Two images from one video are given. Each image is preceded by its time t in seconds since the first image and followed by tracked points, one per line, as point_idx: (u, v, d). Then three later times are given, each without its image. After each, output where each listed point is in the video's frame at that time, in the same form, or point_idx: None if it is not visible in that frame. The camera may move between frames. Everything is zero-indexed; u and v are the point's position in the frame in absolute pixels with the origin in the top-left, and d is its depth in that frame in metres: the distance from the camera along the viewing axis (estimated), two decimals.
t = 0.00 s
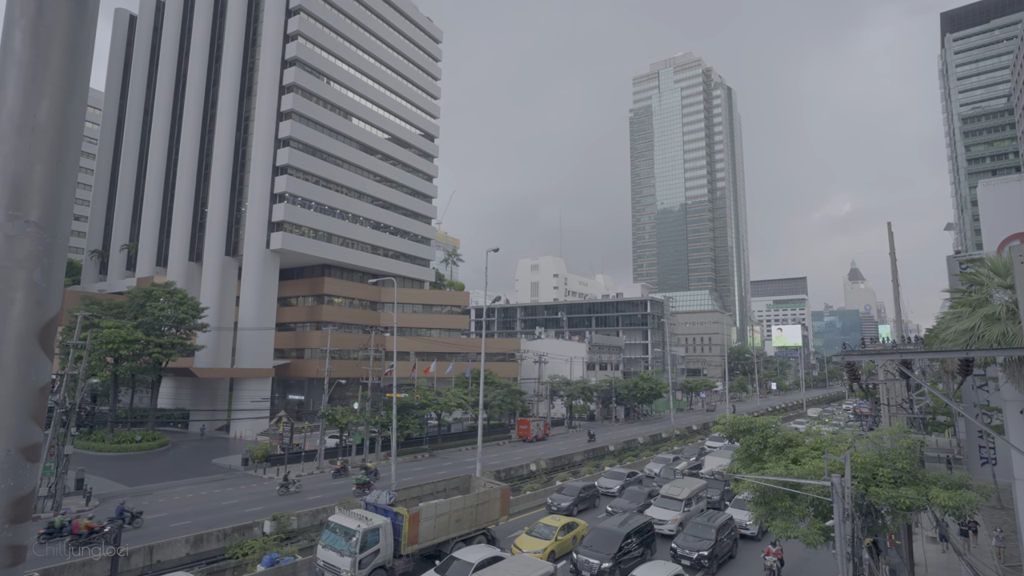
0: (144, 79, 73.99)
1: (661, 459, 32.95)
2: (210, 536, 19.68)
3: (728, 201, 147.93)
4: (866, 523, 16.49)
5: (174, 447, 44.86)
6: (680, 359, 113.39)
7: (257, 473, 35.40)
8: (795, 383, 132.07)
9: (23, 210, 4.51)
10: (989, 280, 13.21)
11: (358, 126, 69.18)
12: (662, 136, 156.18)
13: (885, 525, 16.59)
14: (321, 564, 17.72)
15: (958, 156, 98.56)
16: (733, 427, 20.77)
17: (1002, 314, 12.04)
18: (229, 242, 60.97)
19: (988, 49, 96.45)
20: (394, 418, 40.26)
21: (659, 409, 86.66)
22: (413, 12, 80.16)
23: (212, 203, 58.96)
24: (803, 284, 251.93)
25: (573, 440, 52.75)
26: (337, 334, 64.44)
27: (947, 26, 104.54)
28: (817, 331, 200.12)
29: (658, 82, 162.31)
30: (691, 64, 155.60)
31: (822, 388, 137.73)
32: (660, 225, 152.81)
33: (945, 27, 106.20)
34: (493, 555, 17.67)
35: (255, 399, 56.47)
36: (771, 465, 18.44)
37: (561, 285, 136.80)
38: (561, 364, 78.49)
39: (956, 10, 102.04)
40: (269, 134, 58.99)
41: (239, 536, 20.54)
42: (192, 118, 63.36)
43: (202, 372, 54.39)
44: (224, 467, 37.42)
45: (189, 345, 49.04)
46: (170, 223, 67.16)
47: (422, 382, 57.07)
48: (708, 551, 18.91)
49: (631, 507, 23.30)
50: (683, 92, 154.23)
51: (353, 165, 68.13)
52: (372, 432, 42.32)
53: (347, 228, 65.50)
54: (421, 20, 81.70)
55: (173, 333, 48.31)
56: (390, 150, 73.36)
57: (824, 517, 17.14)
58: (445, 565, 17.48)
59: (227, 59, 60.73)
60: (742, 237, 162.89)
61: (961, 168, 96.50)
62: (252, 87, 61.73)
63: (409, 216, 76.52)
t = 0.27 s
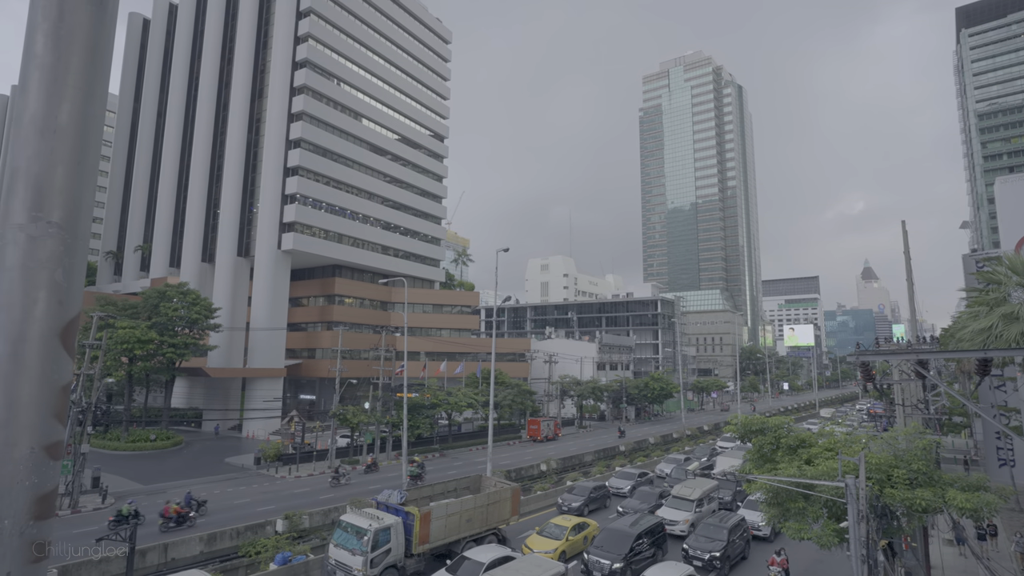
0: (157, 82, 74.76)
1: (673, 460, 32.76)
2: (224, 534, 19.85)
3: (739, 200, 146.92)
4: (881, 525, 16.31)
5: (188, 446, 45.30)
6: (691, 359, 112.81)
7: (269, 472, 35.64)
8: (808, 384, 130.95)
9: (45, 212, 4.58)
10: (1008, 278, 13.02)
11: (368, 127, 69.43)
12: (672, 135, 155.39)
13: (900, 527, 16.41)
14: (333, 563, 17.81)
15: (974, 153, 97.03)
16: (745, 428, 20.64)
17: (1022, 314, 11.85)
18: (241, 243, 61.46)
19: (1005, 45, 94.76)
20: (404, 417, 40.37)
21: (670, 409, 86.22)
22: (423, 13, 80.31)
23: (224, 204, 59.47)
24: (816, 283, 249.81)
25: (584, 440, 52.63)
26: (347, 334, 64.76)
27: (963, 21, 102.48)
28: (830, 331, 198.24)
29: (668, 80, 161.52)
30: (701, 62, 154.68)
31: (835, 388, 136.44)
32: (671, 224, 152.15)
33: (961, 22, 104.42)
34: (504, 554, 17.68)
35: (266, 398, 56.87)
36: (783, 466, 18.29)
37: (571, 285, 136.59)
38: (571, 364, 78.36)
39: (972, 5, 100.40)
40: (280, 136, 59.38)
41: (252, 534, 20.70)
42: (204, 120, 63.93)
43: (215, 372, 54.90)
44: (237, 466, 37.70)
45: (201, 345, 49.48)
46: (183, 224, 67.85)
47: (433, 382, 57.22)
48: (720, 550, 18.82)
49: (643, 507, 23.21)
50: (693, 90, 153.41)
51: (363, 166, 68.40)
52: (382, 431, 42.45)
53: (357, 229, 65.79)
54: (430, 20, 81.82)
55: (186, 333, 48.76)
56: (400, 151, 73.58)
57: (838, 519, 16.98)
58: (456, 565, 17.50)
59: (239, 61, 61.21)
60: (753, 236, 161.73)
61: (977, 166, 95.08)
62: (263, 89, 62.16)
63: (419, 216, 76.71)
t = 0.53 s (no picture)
0: (177, 86, 75.93)
1: (690, 461, 32.49)
2: (244, 532, 20.13)
3: (756, 198, 145.42)
4: (905, 528, 16.00)
5: (208, 445, 45.96)
6: (708, 359, 111.96)
7: (288, 471, 36.03)
8: (827, 384, 129.18)
9: (78, 215, 4.66)
10: None
11: (384, 128, 69.85)
12: (688, 133, 154.33)
13: (925, 530, 16.10)
14: (351, 561, 17.93)
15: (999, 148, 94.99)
16: (763, 429, 20.44)
17: None
18: (259, 244, 62.21)
19: None
20: (420, 417, 40.57)
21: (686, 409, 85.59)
22: (437, 14, 80.60)
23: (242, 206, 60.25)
24: (835, 282, 246.45)
25: (600, 440, 52.46)
26: (364, 335, 65.21)
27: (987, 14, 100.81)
28: (850, 330, 195.38)
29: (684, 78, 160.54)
30: (717, 60, 153.49)
31: (856, 389, 134.46)
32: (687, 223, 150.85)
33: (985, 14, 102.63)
34: (521, 555, 17.69)
35: (284, 398, 57.49)
36: (803, 467, 18.07)
37: (587, 285, 136.24)
38: (587, 364, 78.21)
39: None
40: (297, 138, 60.00)
41: (271, 532, 20.93)
42: (223, 124, 64.82)
43: (234, 371, 55.66)
44: (256, 465, 38.14)
45: (221, 346, 50.13)
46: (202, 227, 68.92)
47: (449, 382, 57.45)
48: (738, 551, 18.64)
49: (660, 509, 23.05)
50: (709, 88, 152.08)
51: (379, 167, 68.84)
52: (399, 431, 42.66)
53: (373, 230, 66.24)
54: (444, 22, 82.04)
55: (206, 333, 49.43)
56: (415, 152, 73.92)
57: (859, 521, 16.73)
58: (473, 564, 17.53)
59: (257, 65, 61.99)
60: (771, 234, 159.95)
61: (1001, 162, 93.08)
62: (280, 92, 62.82)
63: (434, 217, 77.03)
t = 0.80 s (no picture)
0: (204, 92, 77.62)
1: (716, 462, 32.11)
2: (271, 530, 20.44)
3: (781, 196, 142.99)
4: (941, 533, 15.58)
5: (236, 444, 46.86)
6: (733, 359, 110.47)
7: (314, 470, 36.57)
8: (856, 384, 126.46)
9: (121, 219, 4.80)
10: None
11: (406, 130, 70.42)
12: (710, 131, 152.48)
13: (961, 536, 15.67)
14: (376, 559, 18.11)
15: None
16: (792, 430, 20.11)
17: None
18: (285, 246, 63.23)
19: None
20: (444, 417, 40.83)
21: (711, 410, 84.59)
22: (458, 16, 80.96)
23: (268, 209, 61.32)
24: (865, 281, 240.90)
25: (624, 441, 52.11)
26: (388, 335, 65.82)
27: None
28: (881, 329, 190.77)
29: (706, 75, 158.70)
30: (740, 55, 151.37)
31: (886, 389, 131.23)
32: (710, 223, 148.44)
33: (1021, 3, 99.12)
34: (545, 555, 17.68)
35: (310, 398, 58.35)
36: (833, 470, 17.73)
37: (609, 285, 135.58)
38: (609, 364, 77.77)
39: None
40: (321, 141, 60.84)
41: (298, 530, 21.25)
42: (249, 128, 66.08)
43: (261, 372, 56.71)
44: (284, 464, 38.79)
45: (248, 346, 51.03)
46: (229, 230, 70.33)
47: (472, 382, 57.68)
48: (765, 554, 18.39)
49: (685, 510, 22.85)
50: (732, 85, 150.07)
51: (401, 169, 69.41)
52: (423, 431, 42.97)
53: (396, 231, 66.81)
54: (465, 23, 82.39)
55: (234, 334, 50.41)
56: (437, 154, 74.38)
57: (892, 525, 16.35)
58: (497, 564, 17.58)
59: (281, 70, 63.08)
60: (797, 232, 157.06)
61: None
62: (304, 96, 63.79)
63: (456, 218, 77.38)
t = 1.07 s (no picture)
0: (239, 99, 79.66)
1: (749, 464, 31.56)
2: (305, 527, 20.82)
3: (815, 192, 139.64)
4: (989, 541, 15.01)
5: (271, 443, 47.91)
6: (766, 359, 108.38)
7: (346, 469, 37.18)
8: (896, 385, 122.63)
9: (169, 224, 4.95)
10: None
11: (434, 132, 71.02)
12: (741, 127, 149.85)
13: (1011, 543, 15.06)
14: (408, 558, 18.29)
15: None
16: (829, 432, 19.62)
17: None
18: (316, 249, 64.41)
19: None
20: (474, 418, 41.07)
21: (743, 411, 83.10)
22: (484, 18, 81.31)
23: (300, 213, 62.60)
24: (904, 278, 233.57)
25: (655, 442, 51.62)
26: (418, 336, 66.49)
27: None
28: (922, 328, 184.66)
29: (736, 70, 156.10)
30: (771, 49, 148.41)
31: (928, 390, 126.94)
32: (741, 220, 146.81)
33: None
34: (576, 555, 17.63)
35: (342, 397, 59.31)
36: (873, 473, 17.23)
37: (638, 284, 134.50)
38: (639, 364, 77.13)
39: None
40: (350, 145, 61.82)
41: (331, 527, 21.61)
42: (280, 134, 67.53)
43: (295, 372, 57.93)
44: (317, 462, 39.53)
45: (281, 347, 52.11)
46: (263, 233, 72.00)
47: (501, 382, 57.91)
48: (802, 559, 17.96)
49: (718, 513, 22.53)
50: (763, 79, 147.11)
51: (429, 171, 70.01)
52: (453, 431, 43.28)
53: (425, 232, 67.42)
54: (492, 24, 82.69)
55: (268, 335, 51.53)
56: (464, 155, 74.83)
57: (936, 531, 15.80)
58: (528, 564, 17.59)
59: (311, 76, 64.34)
60: (832, 229, 153.13)
61: None
62: (333, 101, 64.87)
63: (484, 218, 77.71)
